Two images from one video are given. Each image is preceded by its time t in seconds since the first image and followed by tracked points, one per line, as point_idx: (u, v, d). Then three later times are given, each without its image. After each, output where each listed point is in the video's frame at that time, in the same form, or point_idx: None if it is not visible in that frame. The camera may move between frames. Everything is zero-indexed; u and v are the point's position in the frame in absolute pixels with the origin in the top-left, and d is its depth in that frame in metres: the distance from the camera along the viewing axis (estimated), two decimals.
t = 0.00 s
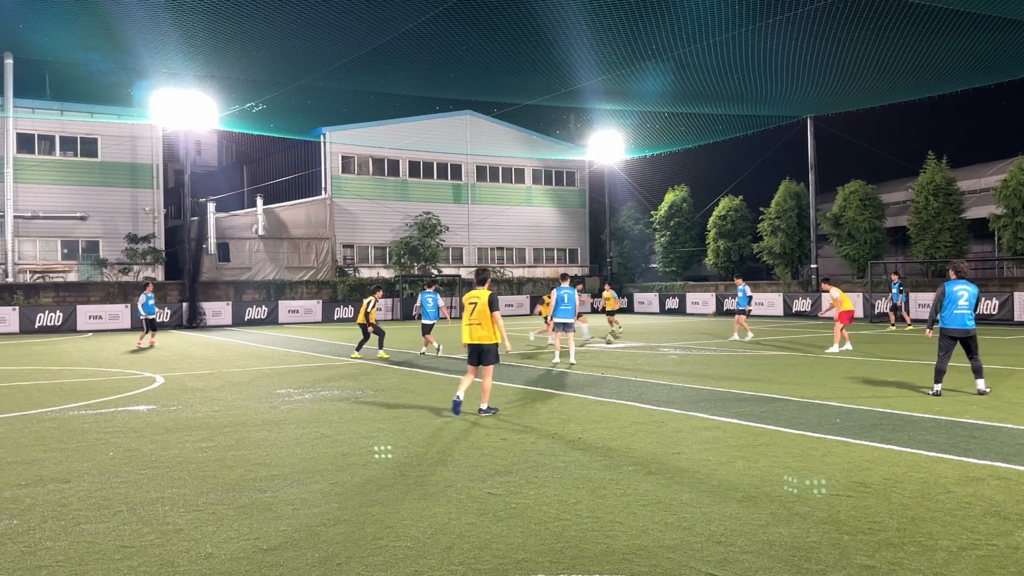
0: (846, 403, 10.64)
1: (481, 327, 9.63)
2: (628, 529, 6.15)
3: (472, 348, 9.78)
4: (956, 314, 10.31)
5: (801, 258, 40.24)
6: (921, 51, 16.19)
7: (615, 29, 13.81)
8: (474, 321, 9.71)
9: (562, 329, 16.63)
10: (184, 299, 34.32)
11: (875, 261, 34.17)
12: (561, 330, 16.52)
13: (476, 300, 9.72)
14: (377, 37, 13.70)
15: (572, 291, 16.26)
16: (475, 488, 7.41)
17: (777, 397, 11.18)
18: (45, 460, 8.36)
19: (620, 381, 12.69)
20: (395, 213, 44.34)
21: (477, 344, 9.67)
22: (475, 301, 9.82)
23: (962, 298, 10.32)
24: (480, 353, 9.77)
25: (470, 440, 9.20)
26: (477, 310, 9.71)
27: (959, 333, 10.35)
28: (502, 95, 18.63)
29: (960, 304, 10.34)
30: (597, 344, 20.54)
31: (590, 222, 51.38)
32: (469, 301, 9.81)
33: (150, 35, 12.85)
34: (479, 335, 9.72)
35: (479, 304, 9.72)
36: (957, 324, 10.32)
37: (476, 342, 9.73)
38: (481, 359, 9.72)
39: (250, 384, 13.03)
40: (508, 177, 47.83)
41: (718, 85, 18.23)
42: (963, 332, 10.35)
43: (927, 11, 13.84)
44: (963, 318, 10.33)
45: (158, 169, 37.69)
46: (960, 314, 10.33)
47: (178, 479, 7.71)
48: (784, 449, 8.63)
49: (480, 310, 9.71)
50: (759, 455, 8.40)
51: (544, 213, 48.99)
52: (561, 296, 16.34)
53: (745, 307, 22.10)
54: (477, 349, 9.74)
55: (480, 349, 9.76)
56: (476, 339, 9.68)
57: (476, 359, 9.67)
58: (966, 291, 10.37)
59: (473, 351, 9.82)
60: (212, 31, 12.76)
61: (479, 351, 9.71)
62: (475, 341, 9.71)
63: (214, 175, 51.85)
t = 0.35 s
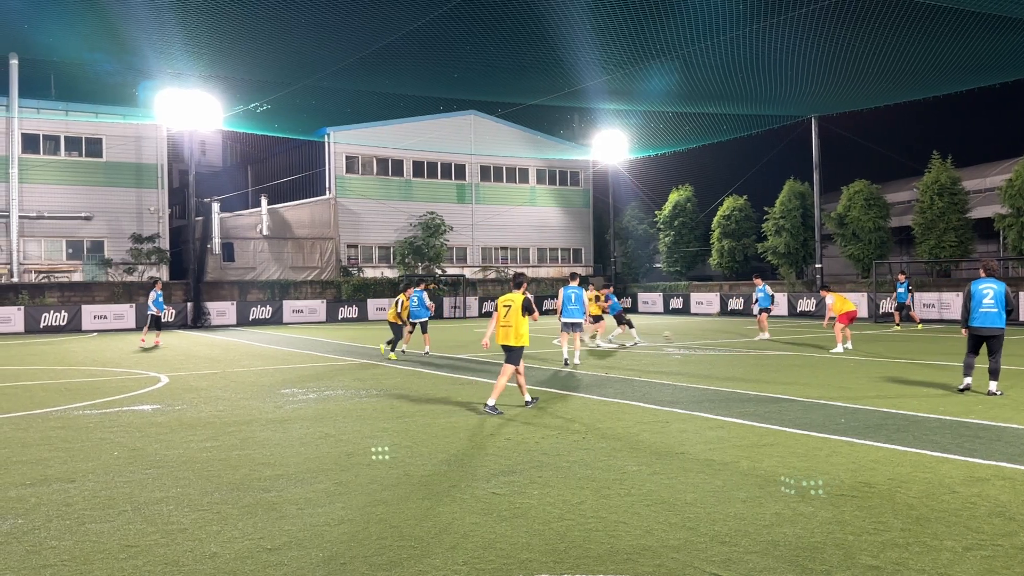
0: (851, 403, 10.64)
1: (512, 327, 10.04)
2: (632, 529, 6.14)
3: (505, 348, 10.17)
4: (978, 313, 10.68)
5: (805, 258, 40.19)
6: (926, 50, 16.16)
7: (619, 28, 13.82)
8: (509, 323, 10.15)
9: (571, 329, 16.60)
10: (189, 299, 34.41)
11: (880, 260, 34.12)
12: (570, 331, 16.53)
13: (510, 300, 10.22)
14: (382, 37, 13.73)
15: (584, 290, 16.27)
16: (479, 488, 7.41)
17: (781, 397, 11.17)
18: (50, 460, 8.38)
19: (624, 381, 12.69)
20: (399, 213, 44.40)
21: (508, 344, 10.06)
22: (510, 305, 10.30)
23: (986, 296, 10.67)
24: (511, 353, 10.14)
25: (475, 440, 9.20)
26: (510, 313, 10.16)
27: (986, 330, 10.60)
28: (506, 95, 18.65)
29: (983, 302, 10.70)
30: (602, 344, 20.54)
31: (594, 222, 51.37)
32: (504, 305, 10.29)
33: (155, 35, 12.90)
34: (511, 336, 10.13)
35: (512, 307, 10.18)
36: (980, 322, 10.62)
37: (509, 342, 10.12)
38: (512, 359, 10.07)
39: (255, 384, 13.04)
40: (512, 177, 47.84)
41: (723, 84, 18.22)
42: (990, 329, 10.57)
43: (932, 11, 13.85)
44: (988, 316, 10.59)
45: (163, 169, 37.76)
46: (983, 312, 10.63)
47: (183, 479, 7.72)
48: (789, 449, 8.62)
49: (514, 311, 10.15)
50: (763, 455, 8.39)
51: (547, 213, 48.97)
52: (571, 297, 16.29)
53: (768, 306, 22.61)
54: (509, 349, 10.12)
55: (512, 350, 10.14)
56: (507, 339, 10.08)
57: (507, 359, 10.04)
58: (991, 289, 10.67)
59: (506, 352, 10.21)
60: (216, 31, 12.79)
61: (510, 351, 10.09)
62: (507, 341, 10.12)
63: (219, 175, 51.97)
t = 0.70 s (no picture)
0: (850, 403, 10.65)
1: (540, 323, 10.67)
2: (631, 529, 6.15)
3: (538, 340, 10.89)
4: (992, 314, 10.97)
5: (804, 258, 40.17)
6: (925, 50, 16.18)
7: (620, 28, 13.82)
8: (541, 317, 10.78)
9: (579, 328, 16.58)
10: (189, 298, 34.43)
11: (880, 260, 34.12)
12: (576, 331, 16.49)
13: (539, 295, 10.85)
14: (381, 37, 13.74)
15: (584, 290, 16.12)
16: (479, 487, 7.43)
17: (780, 397, 11.18)
18: (49, 460, 8.38)
19: (623, 381, 12.70)
20: (399, 213, 44.42)
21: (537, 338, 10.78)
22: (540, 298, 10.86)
23: (997, 296, 10.91)
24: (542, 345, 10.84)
25: (474, 440, 9.21)
26: (539, 307, 10.76)
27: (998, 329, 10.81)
28: (506, 95, 18.65)
29: (996, 302, 10.96)
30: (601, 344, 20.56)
31: (593, 222, 51.37)
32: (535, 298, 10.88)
33: (155, 36, 12.92)
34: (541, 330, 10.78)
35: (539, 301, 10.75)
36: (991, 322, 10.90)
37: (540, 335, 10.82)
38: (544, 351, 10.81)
39: (254, 384, 13.04)
40: (512, 177, 47.84)
41: (723, 84, 18.20)
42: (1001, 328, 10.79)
43: (932, 11, 13.86)
44: (998, 315, 10.84)
45: (163, 169, 37.74)
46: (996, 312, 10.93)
47: (182, 479, 7.72)
48: (789, 449, 8.63)
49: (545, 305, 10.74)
50: (763, 455, 8.41)
51: (547, 212, 48.97)
52: (574, 299, 16.30)
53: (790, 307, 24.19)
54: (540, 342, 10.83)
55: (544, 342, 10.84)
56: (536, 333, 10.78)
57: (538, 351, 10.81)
58: (1002, 289, 10.89)
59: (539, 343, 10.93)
60: (217, 32, 12.80)
61: (541, 344, 10.80)
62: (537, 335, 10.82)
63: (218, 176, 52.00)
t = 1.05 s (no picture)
0: (844, 403, 10.66)
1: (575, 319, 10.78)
2: (626, 529, 6.15)
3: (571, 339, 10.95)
4: (1004, 311, 11.12)
5: (799, 258, 40.26)
6: (918, 51, 16.23)
7: (614, 29, 13.84)
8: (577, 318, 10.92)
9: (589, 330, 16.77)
10: (183, 298, 34.34)
11: (873, 260, 34.22)
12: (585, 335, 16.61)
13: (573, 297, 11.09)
14: (376, 37, 13.73)
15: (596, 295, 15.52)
16: (474, 487, 7.42)
17: (775, 396, 11.19)
18: (43, 460, 8.35)
19: (617, 381, 12.71)
20: (394, 213, 44.34)
21: (572, 336, 10.84)
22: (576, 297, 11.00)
23: (1007, 295, 11.01)
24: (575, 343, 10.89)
25: (469, 440, 9.20)
26: (575, 306, 10.89)
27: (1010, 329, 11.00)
28: (500, 95, 18.65)
29: (1006, 301, 11.07)
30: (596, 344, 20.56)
31: (589, 222, 51.35)
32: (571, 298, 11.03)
33: (149, 36, 12.93)
34: (575, 328, 10.86)
35: (575, 300, 10.89)
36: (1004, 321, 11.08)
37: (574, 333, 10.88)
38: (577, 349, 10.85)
39: (249, 384, 13.02)
40: (507, 177, 47.83)
41: (717, 85, 18.23)
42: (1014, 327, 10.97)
43: (924, 11, 13.90)
44: (1010, 314, 11.00)
45: (157, 169, 37.67)
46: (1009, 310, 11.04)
47: (176, 479, 7.71)
48: (783, 448, 8.64)
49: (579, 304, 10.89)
50: (756, 454, 8.43)
51: (542, 212, 48.98)
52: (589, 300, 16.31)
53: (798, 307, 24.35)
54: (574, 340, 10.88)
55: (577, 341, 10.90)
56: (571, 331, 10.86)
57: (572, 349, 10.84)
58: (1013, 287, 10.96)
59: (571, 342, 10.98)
60: (211, 31, 12.80)
61: (573, 342, 10.86)
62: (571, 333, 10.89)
63: (213, 175, 51.90)
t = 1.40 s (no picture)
0: (831, 402, 10.71)
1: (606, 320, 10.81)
2: (615, 529, 6.15)
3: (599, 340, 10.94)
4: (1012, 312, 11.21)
5: (786, 258, 40.45)
6: (904, 52, 16.34)
7: (602, 29, 13.86)
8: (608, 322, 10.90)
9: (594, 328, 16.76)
10: (169, 298, 34.16)
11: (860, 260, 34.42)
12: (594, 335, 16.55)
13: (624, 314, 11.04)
14: (364, 36, 13.68)
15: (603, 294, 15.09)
16: (462, 487, 7.42)
17: (761, 396, 11.23)
18: (27, 461, 8.28)
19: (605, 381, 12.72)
20: (382, 213, 44.27)
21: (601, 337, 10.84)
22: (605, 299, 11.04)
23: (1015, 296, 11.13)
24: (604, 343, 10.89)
25: (456, 440, 9.19)
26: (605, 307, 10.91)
27: (1019, 329, 11.06)
28: (490, 95, 18.65)
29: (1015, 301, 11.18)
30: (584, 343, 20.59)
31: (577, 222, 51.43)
32: (599, 299, 11.05)
33: (135, 35, 12.89)
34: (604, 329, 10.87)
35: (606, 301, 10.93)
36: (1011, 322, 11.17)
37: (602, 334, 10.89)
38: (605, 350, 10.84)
39: (236, 384, 12.97)
40: (495, 177, 47.81)
41: (705, 85, 18.30)
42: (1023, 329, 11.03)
43: (911, 13, 14.00)
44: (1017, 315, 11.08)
45: (143, 168, 37.41)
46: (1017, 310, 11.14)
47: (162, 480, 7.66)
48: (769, 448, 8.66)
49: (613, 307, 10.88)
50: (744, 453, 8.46)
51: (530, 212, 48.99)
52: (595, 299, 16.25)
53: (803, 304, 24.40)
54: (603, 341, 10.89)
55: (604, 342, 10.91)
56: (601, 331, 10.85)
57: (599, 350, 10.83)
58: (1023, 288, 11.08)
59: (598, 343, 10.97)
60: (196, 30, 12.76)
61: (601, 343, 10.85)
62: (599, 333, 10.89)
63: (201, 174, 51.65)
